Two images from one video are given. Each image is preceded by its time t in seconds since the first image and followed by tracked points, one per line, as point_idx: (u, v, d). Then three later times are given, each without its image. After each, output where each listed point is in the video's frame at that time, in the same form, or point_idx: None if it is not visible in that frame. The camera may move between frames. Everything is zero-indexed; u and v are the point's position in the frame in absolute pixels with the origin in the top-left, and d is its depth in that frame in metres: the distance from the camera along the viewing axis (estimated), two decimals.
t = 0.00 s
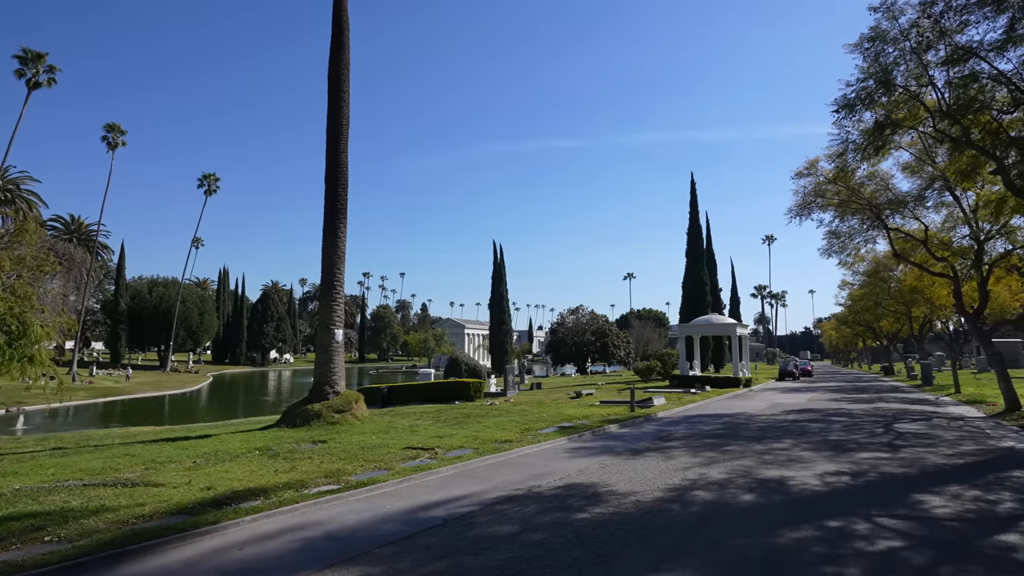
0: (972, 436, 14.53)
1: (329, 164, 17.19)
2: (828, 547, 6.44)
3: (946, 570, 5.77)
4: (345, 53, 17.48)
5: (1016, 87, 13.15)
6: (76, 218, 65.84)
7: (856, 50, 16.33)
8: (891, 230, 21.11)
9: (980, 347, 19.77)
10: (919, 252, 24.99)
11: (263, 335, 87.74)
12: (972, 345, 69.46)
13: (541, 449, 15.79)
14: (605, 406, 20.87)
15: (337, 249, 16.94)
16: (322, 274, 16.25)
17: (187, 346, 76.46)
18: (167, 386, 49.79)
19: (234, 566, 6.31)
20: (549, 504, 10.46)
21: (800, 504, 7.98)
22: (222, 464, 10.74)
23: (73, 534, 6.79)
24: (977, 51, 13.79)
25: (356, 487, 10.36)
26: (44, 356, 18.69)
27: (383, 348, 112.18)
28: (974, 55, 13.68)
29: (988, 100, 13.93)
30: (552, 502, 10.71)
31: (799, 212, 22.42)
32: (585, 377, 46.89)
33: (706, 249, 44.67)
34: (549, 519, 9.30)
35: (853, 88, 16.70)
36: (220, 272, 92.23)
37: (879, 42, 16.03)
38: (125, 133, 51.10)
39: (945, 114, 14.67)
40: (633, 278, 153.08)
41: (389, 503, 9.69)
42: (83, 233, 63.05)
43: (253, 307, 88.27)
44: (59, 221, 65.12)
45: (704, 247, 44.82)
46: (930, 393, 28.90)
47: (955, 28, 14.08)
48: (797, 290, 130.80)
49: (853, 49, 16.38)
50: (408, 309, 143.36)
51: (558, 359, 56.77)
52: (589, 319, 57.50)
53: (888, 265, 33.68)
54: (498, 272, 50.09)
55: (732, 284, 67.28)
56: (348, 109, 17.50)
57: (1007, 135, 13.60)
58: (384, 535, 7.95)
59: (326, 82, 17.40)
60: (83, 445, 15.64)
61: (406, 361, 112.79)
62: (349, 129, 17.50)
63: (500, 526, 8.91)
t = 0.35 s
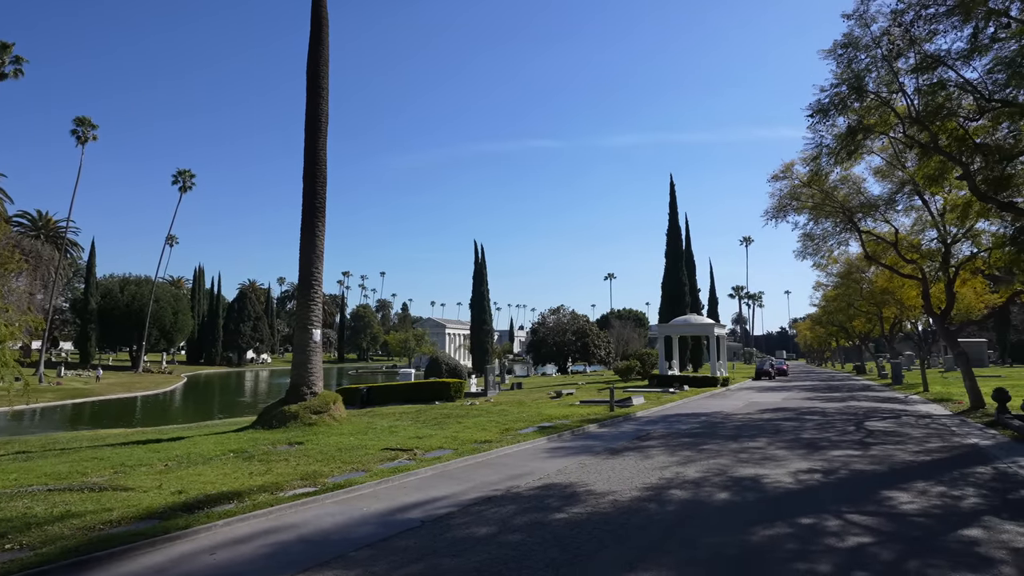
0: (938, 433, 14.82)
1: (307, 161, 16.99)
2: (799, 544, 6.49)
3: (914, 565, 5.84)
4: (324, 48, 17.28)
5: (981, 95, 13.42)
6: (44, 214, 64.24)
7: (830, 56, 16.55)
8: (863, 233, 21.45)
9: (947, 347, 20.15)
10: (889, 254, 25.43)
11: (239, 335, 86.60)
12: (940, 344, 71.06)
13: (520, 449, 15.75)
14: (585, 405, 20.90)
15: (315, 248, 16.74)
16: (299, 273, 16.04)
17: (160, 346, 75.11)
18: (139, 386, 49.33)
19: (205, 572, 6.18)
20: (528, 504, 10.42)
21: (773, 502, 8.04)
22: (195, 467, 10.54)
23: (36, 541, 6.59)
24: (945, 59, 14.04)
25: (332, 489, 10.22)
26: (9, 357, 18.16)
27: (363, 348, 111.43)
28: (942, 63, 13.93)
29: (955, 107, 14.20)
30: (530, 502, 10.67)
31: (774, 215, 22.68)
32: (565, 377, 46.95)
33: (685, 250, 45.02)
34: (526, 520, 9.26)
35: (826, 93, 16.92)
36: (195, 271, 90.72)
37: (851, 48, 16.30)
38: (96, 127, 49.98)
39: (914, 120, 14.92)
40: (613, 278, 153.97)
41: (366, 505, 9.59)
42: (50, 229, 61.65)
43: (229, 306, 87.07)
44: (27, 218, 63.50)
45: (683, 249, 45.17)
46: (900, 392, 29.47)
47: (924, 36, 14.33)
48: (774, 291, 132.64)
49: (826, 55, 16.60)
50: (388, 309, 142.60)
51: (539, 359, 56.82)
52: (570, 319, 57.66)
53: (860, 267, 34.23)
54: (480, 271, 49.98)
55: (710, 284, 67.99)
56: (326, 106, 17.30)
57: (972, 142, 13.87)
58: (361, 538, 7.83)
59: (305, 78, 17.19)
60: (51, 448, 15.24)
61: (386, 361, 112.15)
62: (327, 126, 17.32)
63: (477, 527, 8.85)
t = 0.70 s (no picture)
0: (914, 431, 15.02)
1: (288, 159, 16.80)
2: (778, 541, 6.52)
3: (889, 562, 5.89)
4: (307, 45, 17.10)
5: (955, 101, 13.62)
6: (17, 211, 62.88)
7: (809, 60, 16.71)
8: (842, 234, 21.70)
9: (922, 347, 20.43)
10: (867, 256, 25.77)
11: (219, 334, 85.53)
12: (916, 344, 72.25)
13: (503, 449, 15.71)
14: (568, 405, 20.91)
15: (297, 247, 16.55)
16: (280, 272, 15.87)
17: (138, 345, 73.95)
18: (115, 386, 48.87)
19: None
20: (510, 505, 10.38)
21: (752, 500, 8.08)
22: (171, 469, 10.37)
23: (4, 547, 6.42)
24: (920, 65, 14.22)
25: (313, 491, 10.09)
26: None
27: (346, 348, 110.75)
28: (917, 69, 14.11)
29: (930, 113, 14.39)
30: (512, 502, 10.63)
31: (755, 216, 22.86)
32: (549, 377, 47.02)
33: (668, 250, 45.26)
34: (508, 520, 9.23)
35: (805, 97, 17.08)
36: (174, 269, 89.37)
37: (831, 53, 16.46)
38: (70, 122, 48.97)
39: (890, 125, 15.10)
40: (597, 278, 154.59)
41: (346, 507, 9.48)
42: (24, 226, 60.44)
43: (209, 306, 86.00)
44: None
45: (666, 249, 45.39)
46: (876, 391, 29.87)
47: (900, 43, 14.52)
48: (755, 291, 134.01)
49: (806, 59, 16.76)
50: (371, 308, 141.83)
51: (524, 359, 56.83)
52: (554, 319, 57.74)
53: (839, 269, 34.64)
54: (464, 271, 49.85)
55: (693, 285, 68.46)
56: (308, 103, 17.12)
57: (946, 146, 14.08)
58: (340, 540, 7.74)
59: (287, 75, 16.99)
60: (23, 450, 14.93)
61: (369, 361, 111.55)
62: (309, 123, 17.14)
63: (458, 528, 8.79)
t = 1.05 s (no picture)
0: (891, 430, 15.19)
1: (270, 156, 16.59)
2: (758, 540, 6.53)
3: (868, 559, 5.92)
4: (289, 41, 16.91)
5: (932, 105, 13.80)
6: None
7: (791, 63, 16.83)
8: (822, 236, 21.92)
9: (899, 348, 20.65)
10: (846, 258, 26.04)
11: (200, 334, 84.46)
12: (893, 345, 73.39)
13: (487, 449, 15.64)
14: (552, 405, 20.89)
15: (278, 246, 16.35)
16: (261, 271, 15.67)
17: (115, 345, 72.79)
18: (89, 386, 48.34)
19: None
20: (493, 505, 10.32)
21: (735, 499, 8.09)
22: (147, 471, 10.18)
23: None
24: (898, 70, 14.40)
25: (293, 493, 9.95)
26: None
27: (330, 348, 109.96)
28: (895, 74, 14.28)
29: (908, 117, 14.55)
30: (495, 503, 10.57)
31: (738, 218, 23.00)
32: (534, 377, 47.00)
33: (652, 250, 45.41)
34: (490, 521, 9.17)
35: (787, 100, 17.21)
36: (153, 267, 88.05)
37: (812, 57, 16.60)
38: (44, 116, 47.93)
39: (868, 128, 15.27)
40: (582, 278, 154.97)
41: (327, 509, 9.36)
42: None
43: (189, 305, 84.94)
44: None
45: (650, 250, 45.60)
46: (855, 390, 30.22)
47: (879, 48, 14.67)
48: (737, 292, 135.21)
49: (788, 63, 16.89)
50: (356, 307, 141.03)
51: (508, 358, 56.78)
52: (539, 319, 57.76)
53: (819, 270, 34.99)
54: (449, 270, 49.69)
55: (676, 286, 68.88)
56: (291, 99, 16.92)
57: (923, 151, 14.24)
58: (319, 543, 7.63)
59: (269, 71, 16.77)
60: None
61: (353, 361, 110.87)
62: (292, 120, 16.94)
63: (441, 529, 8.71)
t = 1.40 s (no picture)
0: (870, 428, 15.34)
1: (252, 153, 16.37)
2: (741, 540, 6.52)
3: (849, 558, 5.92)
4: (271, 37, 16.69)
5: (911, 109, 13.94)
6: None
7: (774, 66, 16.93)
8: (804, 237, 22.09)
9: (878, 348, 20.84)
10: (827, 259, 26.28)
11: (180, 333, 83.31)
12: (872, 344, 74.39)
13: (470, 450, 15.55)
14: (536, 405, 20.85)
15: (259, 244, 16.14)
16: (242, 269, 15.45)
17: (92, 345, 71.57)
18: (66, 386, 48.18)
19: None
20: (476, 507, 10.24)
21: (717, 499, 8.09)
22: (121, 475, 9.97)
23: None
24: (878, 73, 14.55)
25: (272, 496, 9.80)
26: None
27: (313, 348, 109.11)
28: (875, 77, 14.41)
29: (887, 120, 14.68)
30: (479, 504, 10.48)
31: (721, 218, 23.09)
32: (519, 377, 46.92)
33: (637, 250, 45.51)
34: (472, 523, 9.08)
35: (770, 101, 17.30)
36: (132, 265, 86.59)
37: (794, 59, 16.70)
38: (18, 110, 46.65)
39: (849, 131, 15.37)
40: (567, 278, 155.19)
41: (306, 512, 9.22)
42: None
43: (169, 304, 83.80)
44: None
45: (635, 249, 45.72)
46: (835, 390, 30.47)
47: (860, 51, 14.78)
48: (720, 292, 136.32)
49: (771, 65, 16.99)
50: (340, 306, 140.09)
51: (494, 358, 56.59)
52: (525, 318, 57.73)
53: (800, 270, 35.29)
54: (435, 270, 49.44)
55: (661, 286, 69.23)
56: (273, 95, 16.71)
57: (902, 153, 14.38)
58: (298, 547, 7.50)
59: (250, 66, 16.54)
60: None
61: (336, 361, 110.11)
62: (274, 116, 16.72)
63: (422, 531, 8.61)
